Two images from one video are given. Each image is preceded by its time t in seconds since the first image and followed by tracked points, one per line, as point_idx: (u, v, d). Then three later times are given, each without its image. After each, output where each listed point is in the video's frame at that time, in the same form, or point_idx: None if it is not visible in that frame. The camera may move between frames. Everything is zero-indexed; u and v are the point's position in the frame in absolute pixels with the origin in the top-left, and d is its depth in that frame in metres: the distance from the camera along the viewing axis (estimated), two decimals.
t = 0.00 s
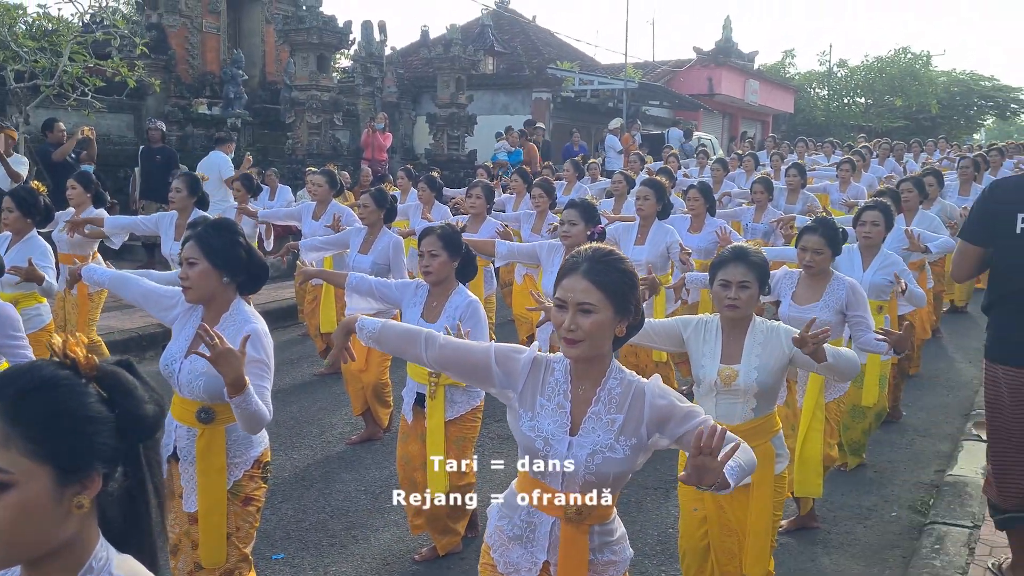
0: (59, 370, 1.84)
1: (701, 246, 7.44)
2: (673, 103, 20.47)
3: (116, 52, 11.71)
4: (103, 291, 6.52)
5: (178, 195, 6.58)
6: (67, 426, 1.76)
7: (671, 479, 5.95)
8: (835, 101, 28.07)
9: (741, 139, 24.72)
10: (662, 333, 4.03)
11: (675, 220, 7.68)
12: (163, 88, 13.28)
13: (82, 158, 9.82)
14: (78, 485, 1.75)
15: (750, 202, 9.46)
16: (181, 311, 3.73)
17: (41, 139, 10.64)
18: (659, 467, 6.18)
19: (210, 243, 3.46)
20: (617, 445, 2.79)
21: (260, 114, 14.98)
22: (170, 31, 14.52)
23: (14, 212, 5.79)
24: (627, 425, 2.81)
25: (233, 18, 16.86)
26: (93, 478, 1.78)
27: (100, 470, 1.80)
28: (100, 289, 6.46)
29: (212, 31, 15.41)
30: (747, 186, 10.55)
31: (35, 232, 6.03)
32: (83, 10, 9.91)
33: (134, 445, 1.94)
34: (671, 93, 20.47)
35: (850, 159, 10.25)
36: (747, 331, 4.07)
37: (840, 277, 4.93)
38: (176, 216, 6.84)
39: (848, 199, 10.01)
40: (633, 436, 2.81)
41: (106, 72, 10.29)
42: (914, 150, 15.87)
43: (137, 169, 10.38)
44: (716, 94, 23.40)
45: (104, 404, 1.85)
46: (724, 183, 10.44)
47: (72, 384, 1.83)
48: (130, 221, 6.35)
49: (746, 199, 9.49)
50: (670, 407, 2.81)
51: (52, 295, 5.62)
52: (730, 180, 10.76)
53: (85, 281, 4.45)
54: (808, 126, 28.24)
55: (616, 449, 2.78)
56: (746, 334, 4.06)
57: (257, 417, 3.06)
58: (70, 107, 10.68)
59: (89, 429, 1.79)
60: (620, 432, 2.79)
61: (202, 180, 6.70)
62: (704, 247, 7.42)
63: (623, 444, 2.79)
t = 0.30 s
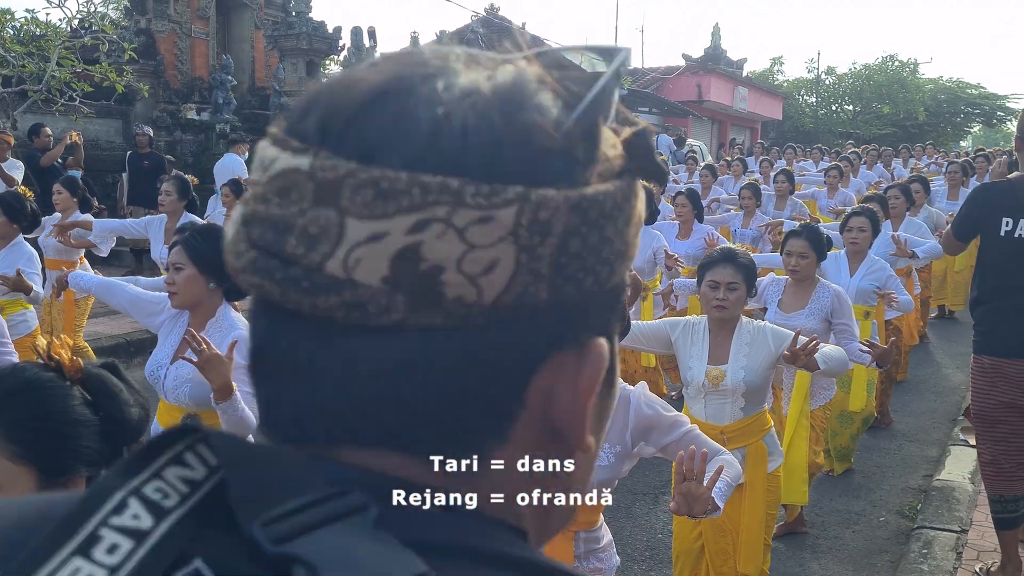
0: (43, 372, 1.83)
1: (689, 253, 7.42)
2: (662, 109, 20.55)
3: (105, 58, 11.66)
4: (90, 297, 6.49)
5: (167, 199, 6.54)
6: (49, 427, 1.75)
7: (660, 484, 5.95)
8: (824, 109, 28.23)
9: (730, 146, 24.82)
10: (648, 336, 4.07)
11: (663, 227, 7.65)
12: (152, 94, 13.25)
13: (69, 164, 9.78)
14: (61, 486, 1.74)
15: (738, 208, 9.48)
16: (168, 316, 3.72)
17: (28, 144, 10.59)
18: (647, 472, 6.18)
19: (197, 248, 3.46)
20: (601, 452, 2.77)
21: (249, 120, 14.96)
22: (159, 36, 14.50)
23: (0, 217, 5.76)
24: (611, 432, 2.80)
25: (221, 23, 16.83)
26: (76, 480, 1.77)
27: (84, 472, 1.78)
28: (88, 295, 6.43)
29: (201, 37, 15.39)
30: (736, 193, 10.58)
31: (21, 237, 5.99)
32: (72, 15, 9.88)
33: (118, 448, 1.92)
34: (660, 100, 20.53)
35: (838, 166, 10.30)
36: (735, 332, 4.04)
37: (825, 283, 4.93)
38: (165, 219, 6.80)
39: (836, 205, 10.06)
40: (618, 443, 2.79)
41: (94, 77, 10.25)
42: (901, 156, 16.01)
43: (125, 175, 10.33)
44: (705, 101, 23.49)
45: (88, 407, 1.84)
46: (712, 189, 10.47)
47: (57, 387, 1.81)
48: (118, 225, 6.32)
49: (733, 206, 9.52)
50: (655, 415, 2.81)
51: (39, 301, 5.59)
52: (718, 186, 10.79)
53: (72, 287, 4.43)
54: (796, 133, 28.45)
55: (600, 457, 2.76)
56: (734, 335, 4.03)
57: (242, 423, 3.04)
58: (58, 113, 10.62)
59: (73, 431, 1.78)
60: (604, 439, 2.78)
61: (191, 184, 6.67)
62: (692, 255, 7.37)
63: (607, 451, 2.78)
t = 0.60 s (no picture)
0: (45, 365, 1.76)
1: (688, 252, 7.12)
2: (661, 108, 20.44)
3: (99, 56, 11.56)
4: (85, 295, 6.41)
5: (163, 195, 6.46)
6: (49, 421, 1.69)
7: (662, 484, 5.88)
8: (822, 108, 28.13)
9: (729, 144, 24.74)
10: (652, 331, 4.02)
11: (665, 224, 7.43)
12: (147, 93, 13.14)
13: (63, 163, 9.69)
14: (60, 482, 1.68)
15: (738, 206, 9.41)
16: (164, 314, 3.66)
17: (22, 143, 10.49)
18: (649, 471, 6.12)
19: (192, 243, 3.40)
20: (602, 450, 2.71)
21: (245, 119, 14.85)
22: (154, 34, 14.42)
23: None
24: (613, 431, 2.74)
25: (216, 21, 16.72)
26: (75, 476, 1.71)
27: (83, 468, 1.72)
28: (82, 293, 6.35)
29: (196, 35, 15.29)
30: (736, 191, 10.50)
31: (15, 236, 5.91)
32: (66, 13, 9.78)
33: (119, 445, 1.86)
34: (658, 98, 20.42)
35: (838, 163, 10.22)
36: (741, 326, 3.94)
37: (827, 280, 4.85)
38: (161, 216, 6.72)
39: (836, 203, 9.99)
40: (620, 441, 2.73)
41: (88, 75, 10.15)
42: (903, 154, 15.94)
43: (119, 173, 10.23)
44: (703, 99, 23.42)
45: (89, 401, 1.78)
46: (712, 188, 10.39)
47: (57, 380, 1.75)
48: (113, 222, 6.24)
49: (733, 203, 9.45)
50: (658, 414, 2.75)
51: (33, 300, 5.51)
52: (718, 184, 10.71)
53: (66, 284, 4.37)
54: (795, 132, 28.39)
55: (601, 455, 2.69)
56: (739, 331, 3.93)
57: (238, 421, 2.98)
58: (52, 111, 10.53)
59: (70, 426, 1.72)
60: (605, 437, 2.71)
61: (188, 180, 6.59)
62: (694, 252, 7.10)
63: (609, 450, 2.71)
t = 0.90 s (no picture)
0: (59, 350, 1.79)
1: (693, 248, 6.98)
2: (662, 105, 20.39)
3: (101, 54, 11.57)
4: (88, 291, 6.44)
5: (168, 190, 6.49)
6: (63, 407, 1.72)
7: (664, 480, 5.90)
8: (825, 107, 28.10)
9: (731, 142, 24.71)
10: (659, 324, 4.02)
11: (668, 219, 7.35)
12: (148, 90, 13.14)
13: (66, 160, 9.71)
14: (74, 467, 1.72)
15: (740, 203, 9.40)
16: (167, 307, 3.71)
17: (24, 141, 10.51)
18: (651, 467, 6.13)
19: (195, 235, 3.41)
20: (602, 438, 2.73)
21: (246, 116, 14.85)
22: (156, 31, 14.44)
23: None
24: (613, 418, 2.76)
25: (218, 19, 16.71)
26: (89, 460, 1.74)
27: (96, 452, 1.76)
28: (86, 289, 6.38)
29: (198, 32, 15.30)
30: (737, 187, 10.51)
31: (19, 232, 5.94)
32: (68, 11, 9.79)
33: (134, 430, 1.88)
34: (659, 95, 20.37)
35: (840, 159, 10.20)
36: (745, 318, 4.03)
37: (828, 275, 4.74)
38: (165, 212, 6.74)
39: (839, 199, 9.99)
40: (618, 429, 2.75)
41: (90, 73, 10.16)
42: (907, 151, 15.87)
43: (122, 171, 10.25)
44: (705, 96, 23.39)
45: (103, 386, 1.81)
46: (714, 184, 10.39)
47: (72, 364, 1.78)
48: (117, 217, 6.24)
49: (735, 200, 9.46)
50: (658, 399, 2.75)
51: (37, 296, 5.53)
52: (720, 181, 10.71)
53: (70, 278, 4.40)
54: (797, 129, 28.41)
55: (601, 443, 2.71)
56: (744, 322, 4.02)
57: (238, 409, 2.99)
58: (54, 109, 10.55)
59: (84, 410, 1.75)
60: (605, 425, 2.74)
61: (192, 175, 6.61)
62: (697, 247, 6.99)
63: (607, 437, 2.73)
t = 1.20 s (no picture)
0: (76, 332, 1.83)
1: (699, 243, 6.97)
2: (666, 102, 20.41)
3: (107, 51, 11.62)
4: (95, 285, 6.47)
5: (175, 185, 6.53)
6: (82, 388, 1.75)
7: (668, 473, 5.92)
8: (828, 103, 28.10)
9: (735, 138, 24.76)
10: (670, 315, 3.99)
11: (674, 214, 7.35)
12: (154, 88, 13.19)
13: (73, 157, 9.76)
14: (92, 447, 1.75)
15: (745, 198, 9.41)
16: (174, 298, 3.76)
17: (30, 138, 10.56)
18: (656, 460, 6.15)
19: (202, 226, 3.45)
20: (605, 424, 2.74)
21: (251, 113, 14.89)
22: (162, 29, 14.51)
23: (4, 207, 5.74)
24: (617, 403, 2.76)
25: (223, 16, 16.75)
26: (107, 441, 1.78)
27: (114, 433, 1.79)
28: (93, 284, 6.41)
29: (204, 30, 15.35)
30: (741, 183, 10.53)
31: (26, 227, 5.98)
32: (74, 8, 9.84)
33: (150, 411, 1.91)
34: (664, 92, 20.38)
35: (845, 154, 10.22)
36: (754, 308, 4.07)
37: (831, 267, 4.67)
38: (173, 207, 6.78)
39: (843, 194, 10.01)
40: (622, 415, 2.76)
41: (97, 70, 10.21)
42: (912, 147, 15.87)
43: (128, 168, 10.29)
44: (709, 93, 23.41)
45: (121, 366, 1.84)
46: (718, 180, 10.42)
47: (90, 346, 1.82)
48: (124, 210, 6.27)
49: (739, 194, 9.49)
50: (661, 383, 2.77)
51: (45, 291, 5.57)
52: (724, 176, 10.73)
53: (78, 270, 4.44)
54: (800, 125, 28.53)
55: (605, 429, 2.73)
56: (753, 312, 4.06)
57: (240, 394, 3.01)
58: (61, 106, 10.60)
59: (102, 391, 1.78)
60: (609, 411, 2.75)
61: (199, 171, 6.65)
62: (701, 242, 7.01)
63: (611, 423, 2.75)
